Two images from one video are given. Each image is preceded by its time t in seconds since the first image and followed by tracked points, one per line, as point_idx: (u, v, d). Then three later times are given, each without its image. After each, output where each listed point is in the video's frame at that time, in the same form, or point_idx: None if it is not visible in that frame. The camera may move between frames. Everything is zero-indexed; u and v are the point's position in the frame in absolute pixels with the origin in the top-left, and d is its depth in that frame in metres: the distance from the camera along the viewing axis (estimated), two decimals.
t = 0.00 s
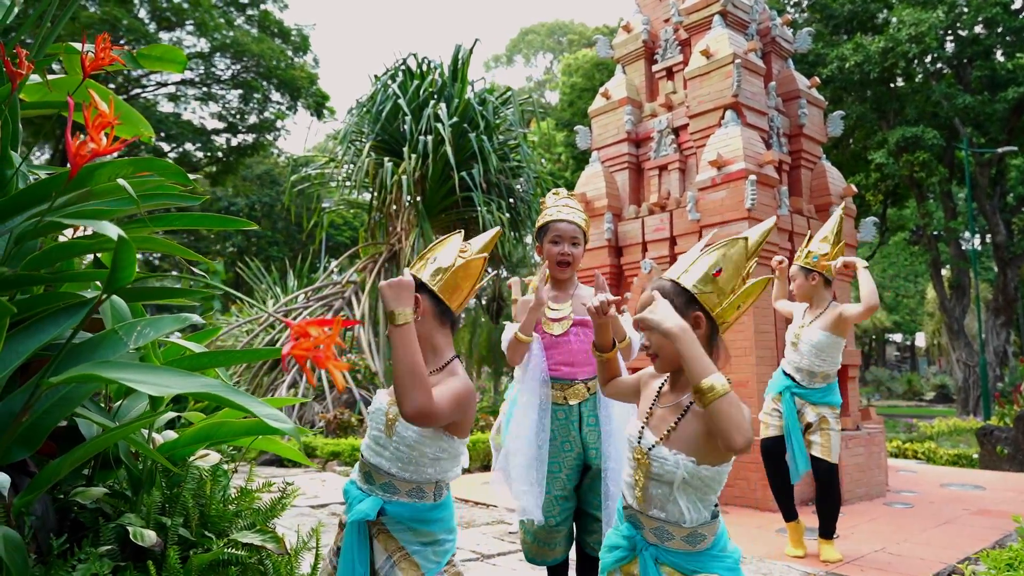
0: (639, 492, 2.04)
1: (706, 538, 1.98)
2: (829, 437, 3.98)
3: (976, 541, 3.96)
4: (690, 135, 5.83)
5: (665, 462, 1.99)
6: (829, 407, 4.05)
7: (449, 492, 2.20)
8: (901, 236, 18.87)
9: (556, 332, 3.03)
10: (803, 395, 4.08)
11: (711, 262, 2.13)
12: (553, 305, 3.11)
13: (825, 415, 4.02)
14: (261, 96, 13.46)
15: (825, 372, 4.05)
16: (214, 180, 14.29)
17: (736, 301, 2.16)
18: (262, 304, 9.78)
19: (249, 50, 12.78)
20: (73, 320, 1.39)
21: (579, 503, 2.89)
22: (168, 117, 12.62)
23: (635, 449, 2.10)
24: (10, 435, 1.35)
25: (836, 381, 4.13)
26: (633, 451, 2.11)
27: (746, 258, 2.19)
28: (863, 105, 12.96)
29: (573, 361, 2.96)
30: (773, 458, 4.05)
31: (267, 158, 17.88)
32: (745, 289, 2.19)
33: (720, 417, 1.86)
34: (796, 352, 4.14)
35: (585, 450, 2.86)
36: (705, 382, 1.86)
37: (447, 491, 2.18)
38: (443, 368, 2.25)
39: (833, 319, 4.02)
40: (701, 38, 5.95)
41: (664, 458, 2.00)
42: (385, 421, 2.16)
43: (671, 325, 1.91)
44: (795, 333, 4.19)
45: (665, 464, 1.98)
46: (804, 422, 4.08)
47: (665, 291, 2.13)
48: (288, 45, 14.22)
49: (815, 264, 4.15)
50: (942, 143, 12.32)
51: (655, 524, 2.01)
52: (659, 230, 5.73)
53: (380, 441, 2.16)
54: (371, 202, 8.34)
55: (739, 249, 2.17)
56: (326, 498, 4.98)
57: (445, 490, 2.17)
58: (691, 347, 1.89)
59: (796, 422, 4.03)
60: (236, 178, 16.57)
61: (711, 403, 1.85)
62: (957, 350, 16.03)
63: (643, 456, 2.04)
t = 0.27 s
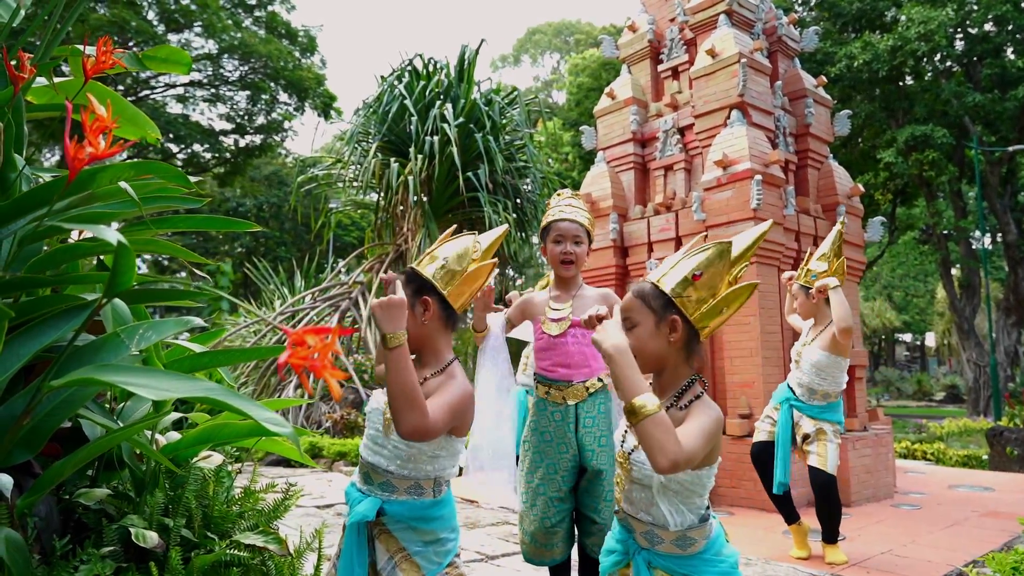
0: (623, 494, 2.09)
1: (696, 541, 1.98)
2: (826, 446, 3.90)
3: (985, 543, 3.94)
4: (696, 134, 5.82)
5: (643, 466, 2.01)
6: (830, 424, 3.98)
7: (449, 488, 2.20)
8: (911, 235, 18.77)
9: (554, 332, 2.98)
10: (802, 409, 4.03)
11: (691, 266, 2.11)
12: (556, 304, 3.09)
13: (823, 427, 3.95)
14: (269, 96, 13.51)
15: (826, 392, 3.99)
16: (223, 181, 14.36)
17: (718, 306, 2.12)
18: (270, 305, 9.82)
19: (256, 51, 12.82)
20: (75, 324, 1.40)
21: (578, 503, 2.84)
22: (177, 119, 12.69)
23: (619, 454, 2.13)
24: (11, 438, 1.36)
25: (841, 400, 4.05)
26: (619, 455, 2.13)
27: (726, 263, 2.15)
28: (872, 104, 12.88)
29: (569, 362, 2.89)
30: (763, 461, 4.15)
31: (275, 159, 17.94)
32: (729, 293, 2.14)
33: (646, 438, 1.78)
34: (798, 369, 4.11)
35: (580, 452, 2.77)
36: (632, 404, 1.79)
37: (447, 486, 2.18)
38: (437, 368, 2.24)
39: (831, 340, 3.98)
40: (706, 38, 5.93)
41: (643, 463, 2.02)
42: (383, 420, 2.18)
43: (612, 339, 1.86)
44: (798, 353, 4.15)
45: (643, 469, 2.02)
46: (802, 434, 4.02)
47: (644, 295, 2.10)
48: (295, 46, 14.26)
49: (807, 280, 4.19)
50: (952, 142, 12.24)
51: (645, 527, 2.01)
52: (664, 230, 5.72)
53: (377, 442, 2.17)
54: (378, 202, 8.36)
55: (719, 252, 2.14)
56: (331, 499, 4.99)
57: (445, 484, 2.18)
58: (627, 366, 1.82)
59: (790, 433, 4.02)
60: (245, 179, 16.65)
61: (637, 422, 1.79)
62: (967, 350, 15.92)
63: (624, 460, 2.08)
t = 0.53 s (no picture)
0: (642, 479, 2.06)
1: (719, 525, 1.99)
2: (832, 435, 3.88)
3: (993, 546, 3.92)
4: (702, 135, 5.80)
5: (667, 442, 2.01)
6: (832, 404, 3.98)
7: (460, 481, 2.23)
8: (920, 235, 18.66)
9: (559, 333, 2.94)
10: (809, 391, 4.05)
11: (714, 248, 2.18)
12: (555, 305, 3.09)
13: (827, 413, 3.96)
14: (276, 98, 13.55)
15: (830, 362, 4.00)
16: (231, 183, 14.42)
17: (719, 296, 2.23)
18: (277, 305, 9.86)
19: (264, 53, 12.87)
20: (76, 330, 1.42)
21: (582, 507, 2.82)
22: (185, 120, 12.75)
23: (633, 439, 2.10)
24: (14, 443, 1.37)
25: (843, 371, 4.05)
26: (633, 442, 2.10)
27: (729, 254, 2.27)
28: (880, 103, 12.82)
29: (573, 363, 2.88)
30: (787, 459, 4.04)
31: (283, 160, 18.01)
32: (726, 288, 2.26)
33: (726, 369, 1.89)
34: (798, 342, 4.12)
35: (584, 454, 2.75)
36: (709, 327, 1.90)
37: (459, 477, 2.21)
38: (438, 356, 2.29)
39: (835, 306, 3.99)
40: (712, 38, 5.91)
41: (666, 435, 2.02)
42: (391, 416, 2.18)
43: (673, 274, 1.97)
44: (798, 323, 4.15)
45: (667, 441, 2.01)
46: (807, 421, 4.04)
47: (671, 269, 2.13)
48: (303, 47, 14.31)
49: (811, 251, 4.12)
50: (961, 141, 12.16)
51: (668, 517, 2.00)
52: (670, 230, 5.71)
53: (388, 436, 2.17)
54: (384, 204, 8.38)
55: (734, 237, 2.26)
56: (338, 499, 5.01)
57: (455, 478, 2.20)
58: (691, 294, 1.96)
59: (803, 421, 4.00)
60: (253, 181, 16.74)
61: (709, 344, 1.90)
62: (977, 350, 15.81)
63: (645, 440, 2.05)
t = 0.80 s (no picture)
0: (691, 485, 1.98)
1: (757, 520, 2.00)
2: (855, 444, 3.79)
3: (1001, 549, 3.89)
4: (707, 136, 5.79)
5: (714, 441, 1.97)
6: (852, 408, 3.90)
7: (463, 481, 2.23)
8: (929, 234, 18.55)
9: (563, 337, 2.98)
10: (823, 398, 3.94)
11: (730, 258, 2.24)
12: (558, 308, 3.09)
13: (847, 420, 3.87)
14: (284, 99, 13.59)
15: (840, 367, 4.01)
16: (239, 184, 14.48)
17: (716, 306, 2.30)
18: (285, 306, 9.90)
19: (271, 54, 12.92)
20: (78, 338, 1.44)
21: (588, 509, 2.81)
22: (193, 122, 12.81)
23: (670, 447, 2.02)
24: (16, 450, 1.39)
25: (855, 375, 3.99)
26: (668, 451, 2.03)
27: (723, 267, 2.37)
28: (888, 102, 12.75)
29: (579, 367, 2.87)
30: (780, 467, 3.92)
31: (290, 161, 18.07)
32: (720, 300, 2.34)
33: (827, 348, 1.92)
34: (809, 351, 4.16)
35: (591, 456, 2.74)
36: (813, 311, 1.94)
37: (462, 478, 2.22)
38: (438, 361, 2.28)
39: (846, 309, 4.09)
40: (717, 39, 5.90)
41: (711, 437, 1.98)
42: (401, 420, 2.15)
43: (764, 265, 1.98)
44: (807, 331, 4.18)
45: (714, 440, 1.98)
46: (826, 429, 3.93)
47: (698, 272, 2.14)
48: (310, 49, 14.35)
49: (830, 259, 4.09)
50: (971, 139, 12.07)
51: (711, 521, 1.97)
52: (675, 231, 5.70)
53: (399, 440, 2.13)
54: (391, 205, 8.40)
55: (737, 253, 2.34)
56: (344, 501, 5.02)
57: (458, 479, 2.19)
58: (792, 285, 1.98)
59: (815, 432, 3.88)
60: (261, 182, 16.82)
61: (818, 331, 1.93)
62: (987, 350, 15.69)
63: (688, 447, 1.99)
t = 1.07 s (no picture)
0: (713, 516, 1.95)
1: (767, 533, 2.02)
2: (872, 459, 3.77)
3: (1008, 552, 3.87)
4: (712, 137, 5.77)
5: (737, 469, 1.95)
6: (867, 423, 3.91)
7: (469, 495, 2.27)
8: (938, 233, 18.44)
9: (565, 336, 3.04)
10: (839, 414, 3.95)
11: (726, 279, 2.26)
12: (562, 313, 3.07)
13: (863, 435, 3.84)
14: (291, 100, 13.63)
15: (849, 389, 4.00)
16: (247, 185, 14.54)
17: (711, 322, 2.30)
18: (292, 306, 9.94)
19: (278, 55, 12.97)
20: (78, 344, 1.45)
21: (591, 512, 2.80)
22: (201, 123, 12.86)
23: (690, 476, 1.97)
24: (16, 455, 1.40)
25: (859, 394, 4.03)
26: (689, 480, 1.98)
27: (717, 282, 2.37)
28: (896, 100, 12.67)
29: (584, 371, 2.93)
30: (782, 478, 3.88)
31: (297, 162, 18.13)
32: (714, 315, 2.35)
33: (872, 412, 1.90)
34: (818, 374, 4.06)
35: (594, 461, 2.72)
36: (873, 377, 1.88)
37: (470, 493, 2.26)
38: (425, 388, 2.27)
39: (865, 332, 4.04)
40: (722, 39, 5.88)
41: (734, 465, 1.95)
42: (396, 461, 2.13)
43: (837, 322, 1.88)
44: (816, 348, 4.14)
45: (737, 469, 1.95)
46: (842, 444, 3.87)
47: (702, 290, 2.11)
48: (317, 50, 14.39)
49: (837, 280, 4.08)
50: (980, 137, 11.99)
51: (727, 538, 1.97)
52: (680, 232, 5.69)
53: (402, 484, 2.12)
54: (397, 206, 8.42)
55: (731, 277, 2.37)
56: (349, 502, 5.03)
57: (466, 496, 2.24)
58: (859, 345, 1.89)
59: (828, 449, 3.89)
60: (268, 183, 16.89)
61: (870, 397, 1.88)
62: (997, 350, 15.57)
63: (710, 475, 1.95)
